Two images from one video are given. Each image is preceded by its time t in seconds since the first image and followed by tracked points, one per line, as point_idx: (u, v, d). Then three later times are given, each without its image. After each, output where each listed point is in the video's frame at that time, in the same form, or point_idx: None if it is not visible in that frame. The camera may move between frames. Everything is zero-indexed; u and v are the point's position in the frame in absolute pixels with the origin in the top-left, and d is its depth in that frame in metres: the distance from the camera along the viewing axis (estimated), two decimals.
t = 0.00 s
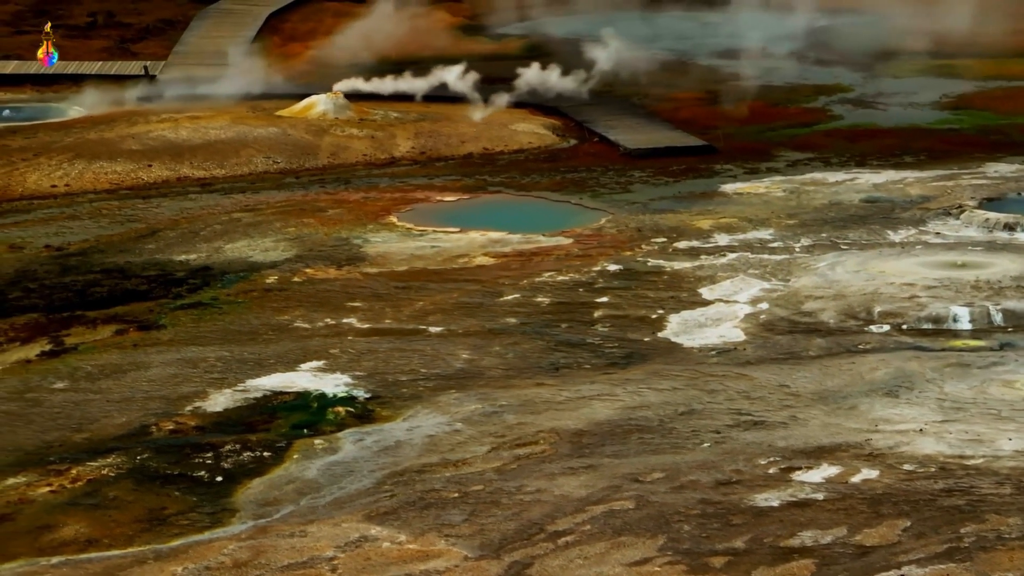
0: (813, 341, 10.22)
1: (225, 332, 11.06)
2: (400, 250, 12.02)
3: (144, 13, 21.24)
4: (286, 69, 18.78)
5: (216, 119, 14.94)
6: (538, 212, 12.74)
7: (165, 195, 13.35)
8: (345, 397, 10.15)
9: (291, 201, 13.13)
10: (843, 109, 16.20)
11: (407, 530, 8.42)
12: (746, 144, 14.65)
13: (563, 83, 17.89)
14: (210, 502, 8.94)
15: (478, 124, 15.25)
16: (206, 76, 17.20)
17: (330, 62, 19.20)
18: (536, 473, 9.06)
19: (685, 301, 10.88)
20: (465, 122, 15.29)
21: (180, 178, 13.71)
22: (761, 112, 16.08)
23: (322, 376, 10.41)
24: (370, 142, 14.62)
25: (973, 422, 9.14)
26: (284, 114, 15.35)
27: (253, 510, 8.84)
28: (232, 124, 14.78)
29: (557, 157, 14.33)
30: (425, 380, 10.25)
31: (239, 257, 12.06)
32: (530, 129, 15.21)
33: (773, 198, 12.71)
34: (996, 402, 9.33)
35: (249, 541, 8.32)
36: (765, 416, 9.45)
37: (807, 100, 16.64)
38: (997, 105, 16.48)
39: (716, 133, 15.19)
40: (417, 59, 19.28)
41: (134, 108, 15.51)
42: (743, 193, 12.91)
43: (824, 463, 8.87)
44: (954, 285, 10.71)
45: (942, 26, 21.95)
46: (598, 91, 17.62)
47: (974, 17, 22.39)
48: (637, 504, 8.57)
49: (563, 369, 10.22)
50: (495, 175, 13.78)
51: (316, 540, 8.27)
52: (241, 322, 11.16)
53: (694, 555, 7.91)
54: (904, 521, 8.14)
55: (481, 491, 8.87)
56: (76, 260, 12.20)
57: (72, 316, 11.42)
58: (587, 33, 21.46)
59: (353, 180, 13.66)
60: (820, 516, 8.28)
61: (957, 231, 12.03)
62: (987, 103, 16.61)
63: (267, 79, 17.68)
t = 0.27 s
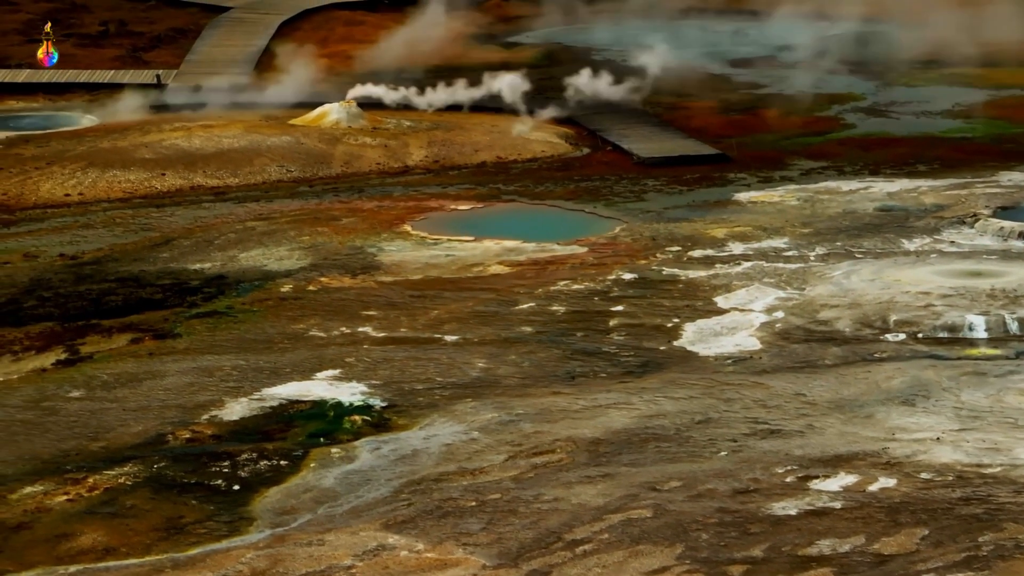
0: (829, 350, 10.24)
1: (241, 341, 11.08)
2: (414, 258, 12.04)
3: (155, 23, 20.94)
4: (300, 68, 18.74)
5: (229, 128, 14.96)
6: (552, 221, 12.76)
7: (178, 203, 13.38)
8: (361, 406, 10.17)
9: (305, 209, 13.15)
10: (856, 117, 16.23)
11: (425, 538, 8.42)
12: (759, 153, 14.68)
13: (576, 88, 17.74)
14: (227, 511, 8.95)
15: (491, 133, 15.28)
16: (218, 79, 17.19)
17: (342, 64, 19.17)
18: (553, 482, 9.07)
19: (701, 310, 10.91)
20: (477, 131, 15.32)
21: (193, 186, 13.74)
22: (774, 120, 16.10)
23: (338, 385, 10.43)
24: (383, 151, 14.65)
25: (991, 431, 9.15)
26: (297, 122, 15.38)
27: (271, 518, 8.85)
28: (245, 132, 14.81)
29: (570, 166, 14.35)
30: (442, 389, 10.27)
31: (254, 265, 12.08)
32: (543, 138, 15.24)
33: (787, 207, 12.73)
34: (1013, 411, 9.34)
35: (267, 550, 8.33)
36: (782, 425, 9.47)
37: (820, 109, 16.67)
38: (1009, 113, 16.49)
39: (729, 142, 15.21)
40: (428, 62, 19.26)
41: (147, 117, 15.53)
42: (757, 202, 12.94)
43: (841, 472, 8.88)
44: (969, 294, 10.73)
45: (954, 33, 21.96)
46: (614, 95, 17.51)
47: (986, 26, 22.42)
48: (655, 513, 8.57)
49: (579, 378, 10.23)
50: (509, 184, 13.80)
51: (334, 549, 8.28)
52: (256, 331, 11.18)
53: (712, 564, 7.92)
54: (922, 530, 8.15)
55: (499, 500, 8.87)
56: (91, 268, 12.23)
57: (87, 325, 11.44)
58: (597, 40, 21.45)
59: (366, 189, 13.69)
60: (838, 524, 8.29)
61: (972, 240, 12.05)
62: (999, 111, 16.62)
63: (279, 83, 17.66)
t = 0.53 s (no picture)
0: (842, 358, 10.26)
1: (254, 349, 11.10)
2: (427, 266, 12.06)
3: (166, 30, 20.72)
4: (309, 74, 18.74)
5: (240, 136, 14.99)
6: (564, 229, 12.78)
7: (190, 211, 13.41)
8: (375, 414, 10.18)
9: (317, 217, 13.17)
10: (867, 125, 16.26)
11: (441, 546, 8.42)
12: (771, 161, 14.71)
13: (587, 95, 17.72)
14: (242, 519, 8.95)
15: (503, 141, 15.30)
16: (228, 85, 17.19)
17: (351, 69, 19.16)
18: (569, 489, 9.06)
19: (714, 318, 10.93)
20: (489, 139, 15.34)
21: (205, 194, 13.76)
22: (786, 128, 16.13)
23: (351, 393, 10.44)
24: (395, 158, 14.68)
25: (1006, 439, 9.16)
26: (308, 130, 15.41)
27: (285, 526, 8.85)
28: (256, 141, 14.84)
29: (582, 174, 14.38)
30: (456, 397, 10.28)
31: (266, 273, 12.10)
32: (555, 146, 15.26)
33: (799, 215, 12.75)
34: None
35: (283, 558, 8.33)
36: (796, 432, 9.47)
37: (833, 117, 16.71)
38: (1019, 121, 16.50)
39: (741, 150, 15.24)
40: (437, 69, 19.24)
41: (158, 125, 15.56)
42: (769, 210, 12.96)
43: (856, 480, 8.87)
44: (983, 302, 10.75)
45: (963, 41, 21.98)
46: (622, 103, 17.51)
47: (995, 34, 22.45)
48: (670, 521, 8.56)
49: (593, 386, 10.24)
50: (520, 192, 13.82)
51: (349, 557, 8.29)
52: (269, 339, 11.19)
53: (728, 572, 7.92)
54: (937, 538, 8.15)
55: (514, 508, 8.86)
56: (103, 276, 12.25)
57: (100, 333, 11.46)
58: (606, 48, 21.44)
59: (378, 197, 13.71)
60: (853, 532, 8.28)
61: (984, 248, 12.06)
62: (1008, 118, 16.63)
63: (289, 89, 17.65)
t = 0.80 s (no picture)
0: (859, 367, 10.28)
1: (270, 358, 11.12)
2: (442, 276, 12.09)
3: (177, 40, 20.68)
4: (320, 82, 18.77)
5: (253, 145, 15.03)
6: (578, 238, 12.81)
7: (204, 220, 13.44)
8: (392, 423, 10.20)
9: (331, 227, 13.20)
10: (881, 135, 16.30)
11: (459, 555, 8.40)
12: (785, 170, 14.75)
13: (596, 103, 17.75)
14: (260, 528, 8.95)
15: (516, 150, 15.33)
16: (239, 93, 17.23)
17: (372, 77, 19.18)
18: (586, 499, 9.05)
19: (730, 327, 10.95)
20: (502, 148, 15.38)
21: (219, 204, 13.79)
22: (799, 138, 16.17)
23: (368, 403, 10.46)
24: (408, 168, 14.71)
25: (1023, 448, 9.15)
26: (321, 140, 15.45)
27: (303, 536, 8.84)
28: (270, 150, 14.87)
29: (595, 184, 14.41)
30: (472, 407, 10.30)
31: (281, 283, 12.13)
32: (568, 155, 15.30)
33: (814, 224, 12.78)
34: None
35: (300, 568, 8.33)
36: (814, 442, 9.47)
37: (846, 126, 16.75)
38: None
39: (754, 159, 15.27)
40: (449, 78, 19.25)
41: (171, 135, 15.60)
42: (783, 219, 12.99)
43: (874, 489, 8.85)
44: (998, 311, 10.77)
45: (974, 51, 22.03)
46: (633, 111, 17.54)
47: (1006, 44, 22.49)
48: (688, 530, 8.54)
49: (609, 396, 10.26)
50: (534, 202, 13.85)
51: (367, 566, 8.27)
52: (284, 349, 11.22)
53: None
54: (956, 547, 8.13)
55: (531, 517, 8.84)
56: (118, 286, 12.29)
57: (116, 342, 11.49)
58: (618, 58, 21.45)
59: (392, 207, 13.74)
60: (872, 542, 8.25)
61: (999, 257, 12.06)
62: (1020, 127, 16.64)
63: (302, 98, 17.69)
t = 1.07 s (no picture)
0: (873, 375, 10.29)
1: (284, 366, 11.14)
2: (455, 283, 12.11)
3: (187, 47, 20.63)
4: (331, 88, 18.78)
5: (265, 153, 15.07)
6: (590, 246, 12.83)
7: (216, 228, 13.47)
8: (406, 431, 10.21)
9: (343, 235, 13.23)
10: (892, 143, 16.33)
11: (473, 563, 8.36)
12: (796, 178, 14.77)
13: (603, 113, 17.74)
14: (274, 536, 8.94)
15: (528, 158, 15.37)
16: (250, 101, 17.26)
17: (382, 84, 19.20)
18: (601, 507, 9.03)
19: (743, 335, 10.97)
20: (514, 156, 15.41)
21: (230, 212, 13.82)
22: (810, 145, 16.20)
23: (382, 411, 10.48)
24: (420, 176, 14.74)
25: None
26: (333, 147, 15.48)
27: (317, 543, 8.82)
28: (281, 158, 14.91)
29: (607, 191, 14.44)
30: (487, 414, 10.31)
31: (294, 291, 12.15)
32: (579, 163, 15.33)
33: (826, 232, 12.80)
34: None
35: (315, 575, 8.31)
36: (828, 450, 9.48)
37: (856, 134, 16.78)
38: None
39: (766, 167, 15.29)
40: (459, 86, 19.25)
41: (182, 142, 15.63)
42: (795, 227, 13.02)
43: (889, 497, 8.83)
44: (1012, 319, 10.79)
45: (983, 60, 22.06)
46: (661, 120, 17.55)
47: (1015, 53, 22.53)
48: (703, 538, 8.51)
49: (623, 403, 10.27)
50: (546, 210, 13.87)
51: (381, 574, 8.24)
52: (298, 356, 11.24)
53: None
54: (972, 554, 8.09)
55: (546, 525, 8.81)
56: (130, 293, 12.31)
57: (129, 350, 11.51)
58: (627, 66, 21.45)
59: (404, 215, 13.77)
60: (888, 549, 8.22)
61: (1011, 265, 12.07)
62: None
63: (313, 105, 17.70)
